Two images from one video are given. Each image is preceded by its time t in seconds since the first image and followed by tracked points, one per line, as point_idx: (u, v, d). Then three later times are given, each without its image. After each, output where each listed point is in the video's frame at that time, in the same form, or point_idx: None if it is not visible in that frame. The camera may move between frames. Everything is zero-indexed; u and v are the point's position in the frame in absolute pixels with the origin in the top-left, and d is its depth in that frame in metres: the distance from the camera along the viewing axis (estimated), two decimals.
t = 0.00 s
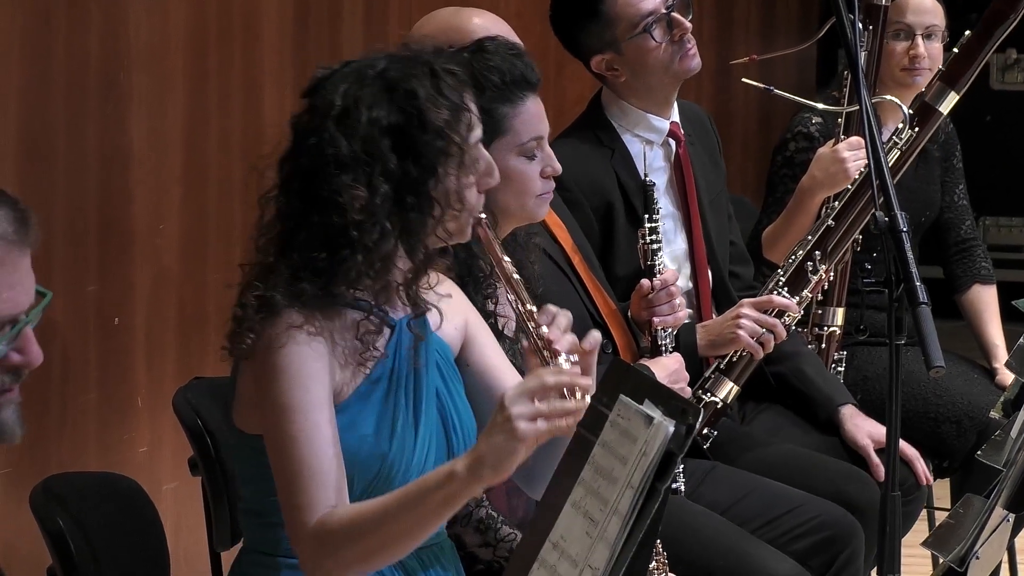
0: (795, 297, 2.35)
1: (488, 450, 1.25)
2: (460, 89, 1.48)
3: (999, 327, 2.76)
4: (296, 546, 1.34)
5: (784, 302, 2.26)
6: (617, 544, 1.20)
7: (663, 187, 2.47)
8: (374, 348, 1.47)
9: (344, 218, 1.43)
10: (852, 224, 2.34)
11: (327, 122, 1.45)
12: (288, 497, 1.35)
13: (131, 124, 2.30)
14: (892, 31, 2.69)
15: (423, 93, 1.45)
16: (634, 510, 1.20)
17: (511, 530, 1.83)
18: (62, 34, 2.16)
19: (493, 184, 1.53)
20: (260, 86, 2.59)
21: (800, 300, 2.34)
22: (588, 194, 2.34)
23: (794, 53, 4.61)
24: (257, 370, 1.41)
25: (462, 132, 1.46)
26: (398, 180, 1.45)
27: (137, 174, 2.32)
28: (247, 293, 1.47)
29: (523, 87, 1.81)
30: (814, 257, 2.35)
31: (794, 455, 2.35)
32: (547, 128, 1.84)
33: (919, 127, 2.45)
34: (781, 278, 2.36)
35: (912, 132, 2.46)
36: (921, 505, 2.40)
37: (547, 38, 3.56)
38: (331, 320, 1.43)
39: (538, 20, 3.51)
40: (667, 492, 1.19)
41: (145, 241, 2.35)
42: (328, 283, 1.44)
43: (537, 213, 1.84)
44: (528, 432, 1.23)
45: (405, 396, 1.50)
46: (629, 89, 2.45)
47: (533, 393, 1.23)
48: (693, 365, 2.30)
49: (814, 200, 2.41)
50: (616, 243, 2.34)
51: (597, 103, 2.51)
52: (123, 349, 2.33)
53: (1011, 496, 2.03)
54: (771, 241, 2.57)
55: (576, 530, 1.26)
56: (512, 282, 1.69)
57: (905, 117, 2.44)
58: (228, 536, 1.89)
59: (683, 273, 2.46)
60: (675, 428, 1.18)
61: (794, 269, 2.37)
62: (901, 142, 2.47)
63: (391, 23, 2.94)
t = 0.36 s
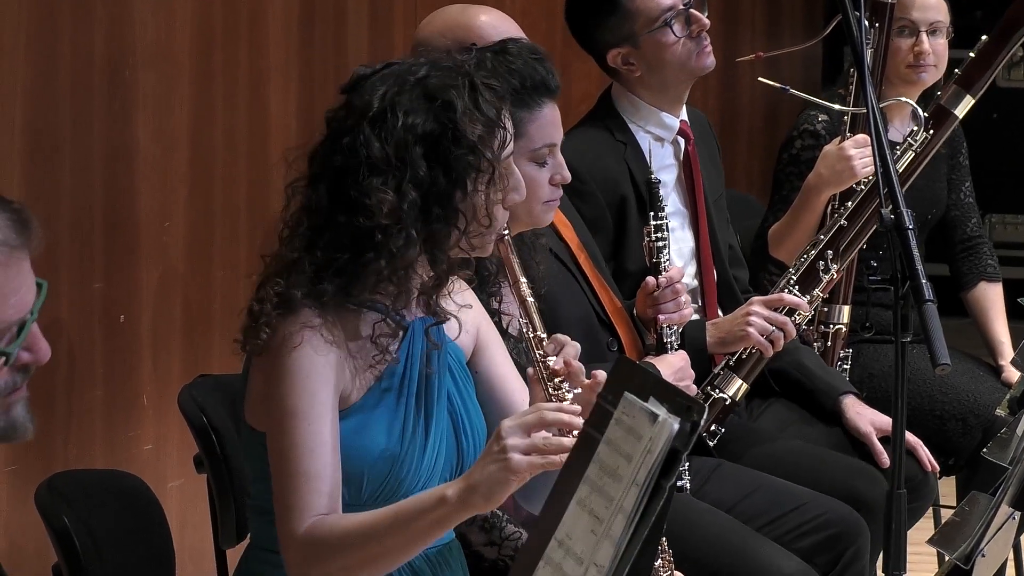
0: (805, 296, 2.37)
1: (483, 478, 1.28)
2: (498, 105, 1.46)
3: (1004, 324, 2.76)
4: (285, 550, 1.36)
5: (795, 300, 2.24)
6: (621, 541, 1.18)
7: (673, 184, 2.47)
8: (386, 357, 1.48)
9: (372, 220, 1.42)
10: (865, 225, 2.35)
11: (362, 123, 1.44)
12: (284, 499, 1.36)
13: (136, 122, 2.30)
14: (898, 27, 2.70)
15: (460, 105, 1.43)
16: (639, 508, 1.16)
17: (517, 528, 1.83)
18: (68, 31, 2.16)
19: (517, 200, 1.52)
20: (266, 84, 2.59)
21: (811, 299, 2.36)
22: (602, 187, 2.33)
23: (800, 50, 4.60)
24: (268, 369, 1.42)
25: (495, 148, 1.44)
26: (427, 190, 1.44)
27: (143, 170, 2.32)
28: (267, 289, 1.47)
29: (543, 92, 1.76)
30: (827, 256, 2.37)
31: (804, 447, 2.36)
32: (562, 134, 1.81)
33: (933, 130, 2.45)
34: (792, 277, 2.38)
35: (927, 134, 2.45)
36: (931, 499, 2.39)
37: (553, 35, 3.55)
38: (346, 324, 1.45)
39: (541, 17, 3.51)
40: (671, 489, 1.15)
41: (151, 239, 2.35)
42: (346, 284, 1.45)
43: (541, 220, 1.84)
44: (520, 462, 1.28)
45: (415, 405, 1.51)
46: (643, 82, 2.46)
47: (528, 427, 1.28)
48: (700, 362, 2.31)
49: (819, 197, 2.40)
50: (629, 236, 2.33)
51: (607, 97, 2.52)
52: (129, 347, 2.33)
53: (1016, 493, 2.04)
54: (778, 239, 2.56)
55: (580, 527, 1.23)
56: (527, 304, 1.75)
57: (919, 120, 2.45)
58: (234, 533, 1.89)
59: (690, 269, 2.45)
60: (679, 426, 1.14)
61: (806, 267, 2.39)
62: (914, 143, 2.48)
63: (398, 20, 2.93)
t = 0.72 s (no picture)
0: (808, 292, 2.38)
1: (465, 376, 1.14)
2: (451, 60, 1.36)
3: (1009, 322, 2.76)
4: (281, 496, 1.30)
5: (798, 295, 2.26)
6: (624, 536, 1.24)
7: (678, 180, 2.48)
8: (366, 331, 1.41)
9: (338, 183, 1.33)
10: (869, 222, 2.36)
11: (314, 94, 1.34)
12: (273, 444, 1.30)
13: (141, 120, 2.30)
14: (903, 24, 2.70)
15: (409, 58, 1.33)
16: (640, 501, 1.23)
17: (521, 527, 1.80)
18: (74, 30, 2.16)
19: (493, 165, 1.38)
20: (271, 81, 2.59)
21: (814, 294, 2.37)
22: (608, 179, 2.33)
23: (807, 48, 4.59)
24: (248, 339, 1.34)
25: (453, 98, 1.34)
26: (392, 150, 1.33)
27: (148, 167, 2.32)
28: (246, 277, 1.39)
29: (554, 95, 1.81)
30: (830, 252, 2.38)
31: (809, 443, 2.36)
32: (570, 138, 1.86)
33: (937, 127, 2.46)
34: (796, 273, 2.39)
35: (930, 131, 2.47)
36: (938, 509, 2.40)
37: (559, 32, 3.55)
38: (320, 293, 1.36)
39: (546, 15, 3.51)
40: (671, 483, 1.23)
41: (155, 237, 2.35)
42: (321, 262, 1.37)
43: (546, 221, 1.87)
44: (506, 352, 1.13)
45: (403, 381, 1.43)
46: (650, 77, 2.46)
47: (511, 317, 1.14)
48: (704, 357, 2.30)
49: (825, 195, 2.41)
50: (633, 230, 2.32)
51: (616, 91, 2.53)
52: (134, 345, 2.33)
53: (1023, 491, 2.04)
54: (783, 236, 2.57)
55: (584, 523, 1.30)
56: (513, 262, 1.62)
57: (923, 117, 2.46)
58: (240, 531, 1.89)
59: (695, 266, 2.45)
60: (677, 421, 1.23)
61: (810, 264, 2.40)
62: (919, 140, 2.48)
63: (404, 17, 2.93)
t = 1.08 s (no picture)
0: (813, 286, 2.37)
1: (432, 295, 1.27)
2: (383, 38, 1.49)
3: (1014, 319, 2.75)
4: (268, 463, 1.33)
5: (802, 289, 2.30)
6: (628, 533, 1.24)
7: (684, 174, 2.47)
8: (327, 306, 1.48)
9: (277, 162, 1.44)
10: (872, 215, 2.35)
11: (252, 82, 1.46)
12: (252, 415, 1.35)
13: (147, 118, 2.30)
14: (909, 21, 2.71)
15: (342, 37, 1.46)
16: (643, 499, 1.24)
17: (525, 524, 1.77)
18: (80, 28, 2.16)
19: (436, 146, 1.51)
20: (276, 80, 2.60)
21: (819, 289, 2.36)
22: (612, 169, 2.32)
23: (812, 47, 4.59)
24: (215, 340, 1.42)
25: (386, 68, 1.47)
26: (329, 124, 1.45)
27: (153, 164, 2.33)
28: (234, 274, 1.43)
29: (562, 95, 1.82)
30: (834, 247, 2.37)
31: (814, 441, 2.36)
32: (576, 138, 1.85)
33: (938, 121, 2.46)
34: (800, 267, 2.38)
35: (932, 125, 2.47)
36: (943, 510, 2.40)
37: (564, 31, 3.55)
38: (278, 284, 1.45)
39: (552, 14, 3.51)
40: (674, 481, 1.24)
41: (161, 234, 2.36)
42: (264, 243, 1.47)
43: (552, 221, 1.84)
44: (467, 268, 1.26)
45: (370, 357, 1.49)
46: (656, 69, 2.47)
47: (469, 235, 1.26)
48: (709, 352, 2.29)
49: (830, 193, 2.42)
50: (637, 221, 2.31)
51: (621, 88, 2.53)
52: (139, 343, 2.33)
53: None
54: (788, 234, 2.57)
55: (588, 522, 1.30)
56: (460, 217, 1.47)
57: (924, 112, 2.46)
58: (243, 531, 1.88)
59: (699, 262, 2.44)
60: (679, 419, 1.24)
61: (813, 258, 2.39)
62: (919, 134, 2.48)
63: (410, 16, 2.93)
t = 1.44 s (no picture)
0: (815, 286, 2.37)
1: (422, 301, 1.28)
2: (357, 38, 1.49)
3: (1013, 319, 2.76)
4: (261, 472, 1.33)
5: (805, 288, 2.31)
6: (626, 533, 1.24)
7: (683, 175, 2.48)
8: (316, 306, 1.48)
9: (257, 168, 1.44)
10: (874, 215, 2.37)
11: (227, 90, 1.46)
12: (245, 422, 1.34)
13: (147, 118, 2.30)
14: (913, 24, 2.71)
15: (316, 39, 1.46)
16: (640, 499, 1.24)
17: (526, 524, 1.77)
18: (82, 28, 2.16)
19: (416, 145, 1.51)
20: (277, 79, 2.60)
21: (820, 289, 2.36)
22: (613, 170, 2.32)
23: (812, 47, 4.59)
24: (205, 344, 1.42)
25: (362, 70, 1.47)
26: (306, 128, 1.45)
27: (153, 165, 2.33)
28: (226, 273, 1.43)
29: (562, 96, 1.83)
30: (835, 246, 2.38)
31: (814, 441, 2.35)
32: (577, 140, 1.85)
33: (937, 123, 2.47)
34: (802, 267, 2.39)
35: (930, 127, 2.48)
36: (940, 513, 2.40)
37: (564, 32, 3.55)
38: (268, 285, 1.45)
39: (553, 15, 3.51)
40: (671, 481, 1.23)
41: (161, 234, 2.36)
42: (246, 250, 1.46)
43: (551, 222, 1.83)
44: (456, 275, 1.27)
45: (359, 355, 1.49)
46: (657, 68, 2.47)
47: (460, 243, 1.28)
48: (710, 351, 2.29)
49: (831, 193, 2.43)
50: (638, 221, 2.31)
51: (620, 87, 2.53)
52: (139, 342, 2.33)
53: None
54: (789, 234, 2.57)
55: (588, 522, 1.31)
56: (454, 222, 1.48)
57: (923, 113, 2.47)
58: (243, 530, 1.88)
59: (699, 262, 2.44)
60: (674, 418, 1.24)
61: (815, 258, 2.39)
62: (919, 134, 2.48)
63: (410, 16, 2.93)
